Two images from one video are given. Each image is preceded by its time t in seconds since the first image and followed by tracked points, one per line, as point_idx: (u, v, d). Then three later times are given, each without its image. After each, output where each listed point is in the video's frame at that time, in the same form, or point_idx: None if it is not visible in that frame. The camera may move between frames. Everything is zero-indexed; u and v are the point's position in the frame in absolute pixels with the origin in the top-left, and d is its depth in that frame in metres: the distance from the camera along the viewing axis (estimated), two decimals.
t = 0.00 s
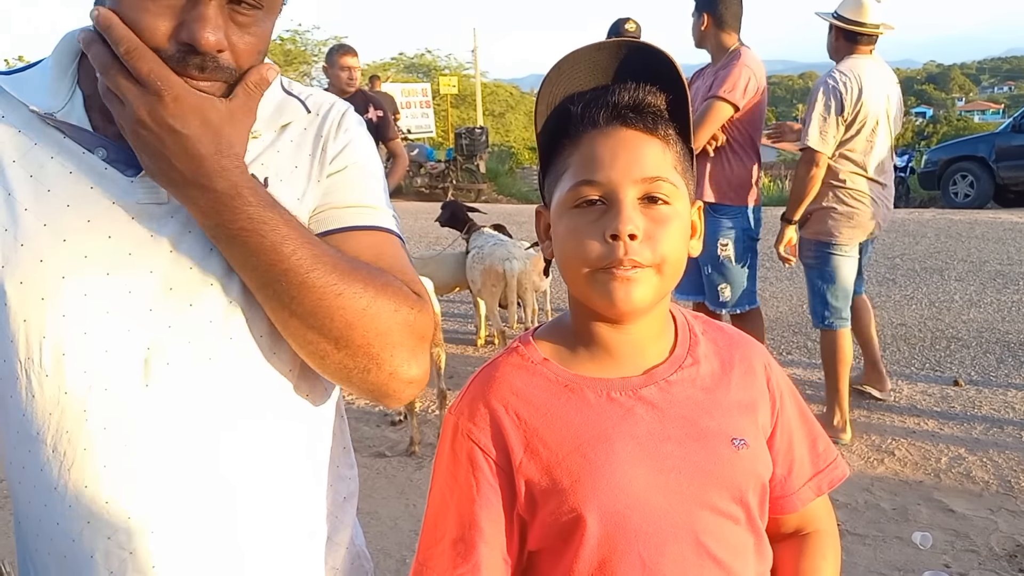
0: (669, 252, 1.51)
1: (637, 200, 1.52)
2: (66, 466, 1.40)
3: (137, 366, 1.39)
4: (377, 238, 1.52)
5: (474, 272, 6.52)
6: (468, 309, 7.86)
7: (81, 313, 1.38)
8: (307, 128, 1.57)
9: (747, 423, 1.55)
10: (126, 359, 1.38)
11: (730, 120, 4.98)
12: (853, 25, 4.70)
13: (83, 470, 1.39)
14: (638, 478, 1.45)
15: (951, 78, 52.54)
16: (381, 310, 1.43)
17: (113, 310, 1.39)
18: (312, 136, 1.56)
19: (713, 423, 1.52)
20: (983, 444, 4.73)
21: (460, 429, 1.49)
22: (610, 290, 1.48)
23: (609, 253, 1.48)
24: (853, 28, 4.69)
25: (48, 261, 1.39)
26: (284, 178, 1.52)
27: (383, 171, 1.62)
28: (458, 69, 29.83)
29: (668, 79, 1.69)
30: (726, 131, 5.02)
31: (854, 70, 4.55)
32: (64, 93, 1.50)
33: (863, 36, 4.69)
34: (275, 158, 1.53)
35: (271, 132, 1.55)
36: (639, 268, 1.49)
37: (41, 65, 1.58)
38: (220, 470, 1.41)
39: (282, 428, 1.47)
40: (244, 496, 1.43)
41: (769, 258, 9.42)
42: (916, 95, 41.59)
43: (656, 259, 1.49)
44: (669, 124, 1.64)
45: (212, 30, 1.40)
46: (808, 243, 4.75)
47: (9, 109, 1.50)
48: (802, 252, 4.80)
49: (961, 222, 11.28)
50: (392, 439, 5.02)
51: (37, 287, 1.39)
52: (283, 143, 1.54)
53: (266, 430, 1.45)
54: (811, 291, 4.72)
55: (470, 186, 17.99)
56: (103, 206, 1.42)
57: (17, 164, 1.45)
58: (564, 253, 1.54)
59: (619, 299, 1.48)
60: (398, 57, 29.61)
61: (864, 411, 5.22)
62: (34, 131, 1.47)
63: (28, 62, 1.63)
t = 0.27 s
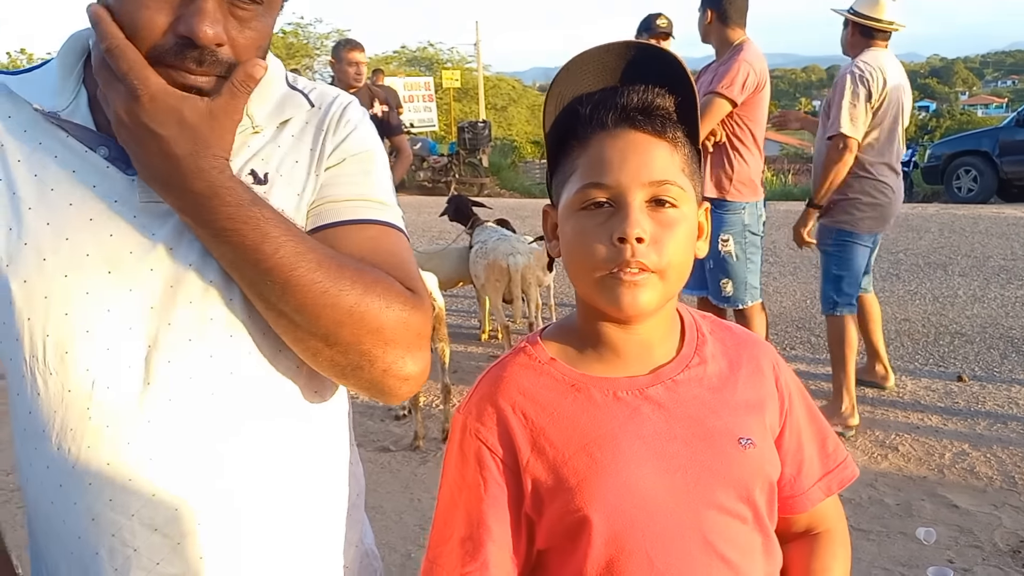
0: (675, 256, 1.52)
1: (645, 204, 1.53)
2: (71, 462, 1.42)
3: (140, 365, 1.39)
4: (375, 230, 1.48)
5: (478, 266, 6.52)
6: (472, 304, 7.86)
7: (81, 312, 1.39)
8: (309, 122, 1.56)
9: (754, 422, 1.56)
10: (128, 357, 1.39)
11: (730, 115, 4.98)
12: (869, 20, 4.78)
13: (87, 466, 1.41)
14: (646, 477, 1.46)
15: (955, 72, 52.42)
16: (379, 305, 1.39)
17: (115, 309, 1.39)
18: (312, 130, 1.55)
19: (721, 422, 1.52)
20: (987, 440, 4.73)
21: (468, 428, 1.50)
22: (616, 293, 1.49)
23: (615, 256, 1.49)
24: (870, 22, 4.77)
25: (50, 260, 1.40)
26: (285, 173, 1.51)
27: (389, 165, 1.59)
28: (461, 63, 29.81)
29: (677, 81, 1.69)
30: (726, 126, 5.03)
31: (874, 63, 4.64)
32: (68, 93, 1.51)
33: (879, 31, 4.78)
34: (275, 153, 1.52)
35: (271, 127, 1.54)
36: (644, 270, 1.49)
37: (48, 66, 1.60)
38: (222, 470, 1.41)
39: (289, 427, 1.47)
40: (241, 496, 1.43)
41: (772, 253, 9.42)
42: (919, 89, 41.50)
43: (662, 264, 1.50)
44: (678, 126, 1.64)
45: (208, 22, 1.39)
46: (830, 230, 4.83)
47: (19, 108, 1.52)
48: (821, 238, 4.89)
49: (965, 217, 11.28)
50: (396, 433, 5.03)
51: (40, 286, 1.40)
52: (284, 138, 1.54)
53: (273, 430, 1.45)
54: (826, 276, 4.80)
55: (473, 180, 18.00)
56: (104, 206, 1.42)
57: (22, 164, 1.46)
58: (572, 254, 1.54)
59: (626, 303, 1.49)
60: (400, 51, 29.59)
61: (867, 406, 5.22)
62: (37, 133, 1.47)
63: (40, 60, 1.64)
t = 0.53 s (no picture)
0: (692, 257, 1.53)
1: (664, 204, 1.54)
2: (86, 461, 1.42)
3: (154, 364, 1.40)
4: (399, 242, 1.53)
5: (483, 264, 6.53)
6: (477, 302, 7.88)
7: (96, 309, 1.40)
8: (325, 126, 1.58)
9: (770, 423, 1.57)
10: (143, 356, 1.40)
11: (730, 113, 5.01)
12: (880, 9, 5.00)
13: (102, 465, 1.42)
14: (662, 478, 1.48)
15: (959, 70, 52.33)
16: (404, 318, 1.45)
17: (130, 308, 1.41)
18: (330, 136, 1.58)
19: (737, 423, 1.54)
20: (992, 438, 4.74)
21: (484, 428, 1.52)
22: (634, 292, 1.50)
23: (634, 253, 1.50)
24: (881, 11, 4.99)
25: (64, 258, 1.41)
26: (304, 180, 1.54)
27: (405, 170, 1.63)
28: (464, 60, 29.82)
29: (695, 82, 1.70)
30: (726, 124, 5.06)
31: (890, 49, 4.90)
32: (83, 91, 1.51)
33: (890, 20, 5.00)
34: (294, 159, 1.55)
35: (287, 130, 1.56)
36: (663, 269, 1.50)
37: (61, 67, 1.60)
38: (235, 468, 1.43)
39: (303, 427, 1.49)
40: (251, 495, 1.44)
41: (776, 251, 9.43)
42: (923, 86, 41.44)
43: (678, 264, 1.51)
44: (697, 127, 1.66)
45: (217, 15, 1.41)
46: (859, 213, 5.02)
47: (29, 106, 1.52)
48: (848, 221, 5.07)
49: (969, 215, 11.28)
50: (402, 431, 5.05)
51: (55, 285, 1.40)
52: (301, 143, 1.56)
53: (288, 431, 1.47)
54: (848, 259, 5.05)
55: (477, 178, 18.01)
56: (118, 205, 1.44)
57: (37, 165, 1.46)
58: (590, 253, 1.56)
59: (644, 303, 1.50)
60: (404, 48, 29.61)
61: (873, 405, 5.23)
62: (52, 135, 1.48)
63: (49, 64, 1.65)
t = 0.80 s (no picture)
0: (705, 290, 1.55)
1: (679, 238, 1.57)
2: (101, 480, 1.44)
3: (167, 385, 1.42)
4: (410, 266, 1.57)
5: (490, 281, 6.54)
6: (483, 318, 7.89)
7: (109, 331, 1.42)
8: (334, 150, 1.62)
9: (779, 444, 1.58)
10: (156, 377, 1.42)
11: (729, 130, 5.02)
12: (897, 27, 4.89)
13: (117, 485, 1.44)
14: (672, 497, 1.49)
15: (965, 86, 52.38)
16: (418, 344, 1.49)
17: (143, 329, 1.42)
18: (339, 160, 1.61)
19: (747, 444, 1.55)
20: (1000, 457, 4.73)
21: (494, 447, 1.53)
22: (647, 331, 1.53)
23: (648, 289, 1.52)
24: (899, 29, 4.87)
25: (77, 281, 1.43)
26: (313, 203, 1.56)
27: (410, 195, 1.68)
28: (471, 77, 29.94)
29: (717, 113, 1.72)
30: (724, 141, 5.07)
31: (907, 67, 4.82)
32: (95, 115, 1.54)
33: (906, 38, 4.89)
34: (303, 183, 1.57)
35: (297, 154, 1.58)
36: (678, 304, 1.53)
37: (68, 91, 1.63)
38: (246, 489, 1.45)
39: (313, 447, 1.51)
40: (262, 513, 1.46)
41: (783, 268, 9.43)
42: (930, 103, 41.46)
43: (690, 299, 1.53)
44: (716, 160, 1.68)
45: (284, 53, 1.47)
46: (888, 235, 4.94)
47: (41, 129, 1.54)
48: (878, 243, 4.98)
49: (976, 232, 11.27)
50: (409, 448, 5.05)
51: (69, 307, 1.42)
52: (311, 168, 1.59)
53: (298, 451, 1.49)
54: (880, 279, 5.02)
55: (483, 194, 18.04)
56: (131, 228, 1.46)
57: (49, 189, 1.48)
58: (603, 279, 1.58)
59: (656, 340, 1.53)
60: (411, 64, 29.74)
61: (880, 422, 5.22)
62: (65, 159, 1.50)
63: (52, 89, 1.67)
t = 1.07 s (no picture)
0: (721, 321, 1.55)
1: (692, 268, 1.57)
2: (117, 521, 1.44)
3: (184, 423, 1.44)
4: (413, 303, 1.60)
5: (498, 315, 6.53)
6: (491, 353, 7.88)
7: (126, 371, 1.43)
8: (344, 193, 1.65)
9: (795, 483, 1.58)
10: (175, 416, 1.43)
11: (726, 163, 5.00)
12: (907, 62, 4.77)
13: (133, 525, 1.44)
14: (689, 537, 1.49)
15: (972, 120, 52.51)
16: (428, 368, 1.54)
17: (161, 369, 1.43)
18: (349, 202, 1.64)
19: (764, 483, 1.55)
20: (1013, 494, 4.69)
21: (511, 484, 1.53)
22: (661, 362, 1.53)
23: (662, 318, 1.52)
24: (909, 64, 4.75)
25: (94, 322, 1.44)
26: (325, 244, 1.58)
27: (416, 235, 1.70)
28: (480, 111, 30.17)
29: (726, 145, 1.75)
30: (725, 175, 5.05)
31: (920, 100, 4.63)
32: (111, 158, 1.57)
33: (917, 73, 4.77)
34: (315, 224, 1.59)
35: (308, 197, 1.62)
36: (693, 336, 1.53)
37: (83, 135, 1.65)
38: (262, 527, 1.45)
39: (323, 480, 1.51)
40: (278, 549, 1.47)
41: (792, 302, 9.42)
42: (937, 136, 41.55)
43: (707, 329, 1.53)
44: (725, 192, 1.70)
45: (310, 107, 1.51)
46: (909, 269, 4.66)
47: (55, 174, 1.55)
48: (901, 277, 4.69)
49: (986, 266, 11.24)
50: (417, 484, 5.03)
51: (87, 348, 1.43)
52: (321, 209, 1.61)
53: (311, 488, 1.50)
54: (902, 312, 4.71)
55: (491, 228, 18.10)
56: (149, 269, 1.47)
57: (66, 232, 1.50)
58: (617, 317, 1.58)
59: (673, 373, 1.53)
60: (419, 100, 30.00)
61: (891, 458, 5.18)
62: (80, 201, 1.52)
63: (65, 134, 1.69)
